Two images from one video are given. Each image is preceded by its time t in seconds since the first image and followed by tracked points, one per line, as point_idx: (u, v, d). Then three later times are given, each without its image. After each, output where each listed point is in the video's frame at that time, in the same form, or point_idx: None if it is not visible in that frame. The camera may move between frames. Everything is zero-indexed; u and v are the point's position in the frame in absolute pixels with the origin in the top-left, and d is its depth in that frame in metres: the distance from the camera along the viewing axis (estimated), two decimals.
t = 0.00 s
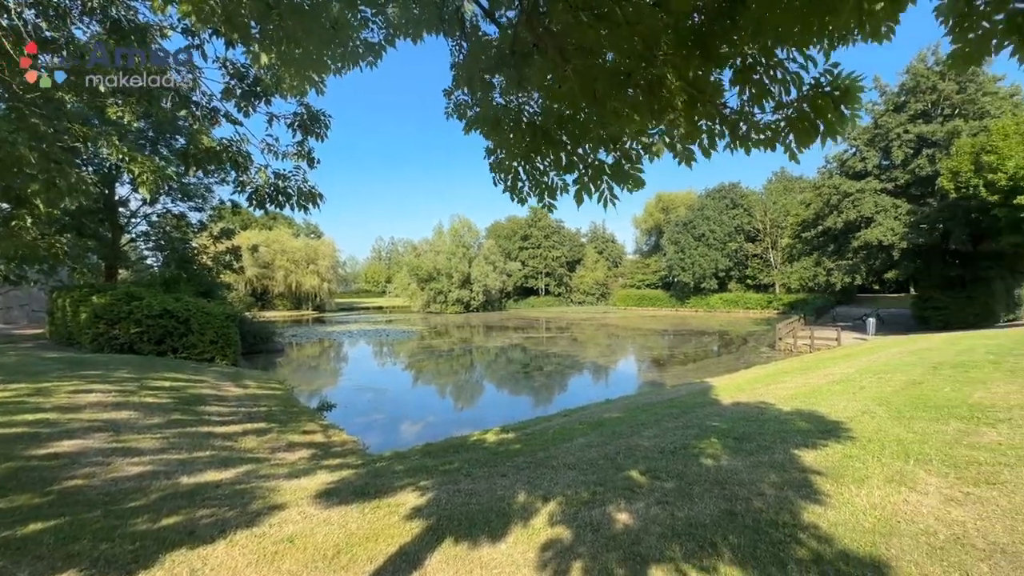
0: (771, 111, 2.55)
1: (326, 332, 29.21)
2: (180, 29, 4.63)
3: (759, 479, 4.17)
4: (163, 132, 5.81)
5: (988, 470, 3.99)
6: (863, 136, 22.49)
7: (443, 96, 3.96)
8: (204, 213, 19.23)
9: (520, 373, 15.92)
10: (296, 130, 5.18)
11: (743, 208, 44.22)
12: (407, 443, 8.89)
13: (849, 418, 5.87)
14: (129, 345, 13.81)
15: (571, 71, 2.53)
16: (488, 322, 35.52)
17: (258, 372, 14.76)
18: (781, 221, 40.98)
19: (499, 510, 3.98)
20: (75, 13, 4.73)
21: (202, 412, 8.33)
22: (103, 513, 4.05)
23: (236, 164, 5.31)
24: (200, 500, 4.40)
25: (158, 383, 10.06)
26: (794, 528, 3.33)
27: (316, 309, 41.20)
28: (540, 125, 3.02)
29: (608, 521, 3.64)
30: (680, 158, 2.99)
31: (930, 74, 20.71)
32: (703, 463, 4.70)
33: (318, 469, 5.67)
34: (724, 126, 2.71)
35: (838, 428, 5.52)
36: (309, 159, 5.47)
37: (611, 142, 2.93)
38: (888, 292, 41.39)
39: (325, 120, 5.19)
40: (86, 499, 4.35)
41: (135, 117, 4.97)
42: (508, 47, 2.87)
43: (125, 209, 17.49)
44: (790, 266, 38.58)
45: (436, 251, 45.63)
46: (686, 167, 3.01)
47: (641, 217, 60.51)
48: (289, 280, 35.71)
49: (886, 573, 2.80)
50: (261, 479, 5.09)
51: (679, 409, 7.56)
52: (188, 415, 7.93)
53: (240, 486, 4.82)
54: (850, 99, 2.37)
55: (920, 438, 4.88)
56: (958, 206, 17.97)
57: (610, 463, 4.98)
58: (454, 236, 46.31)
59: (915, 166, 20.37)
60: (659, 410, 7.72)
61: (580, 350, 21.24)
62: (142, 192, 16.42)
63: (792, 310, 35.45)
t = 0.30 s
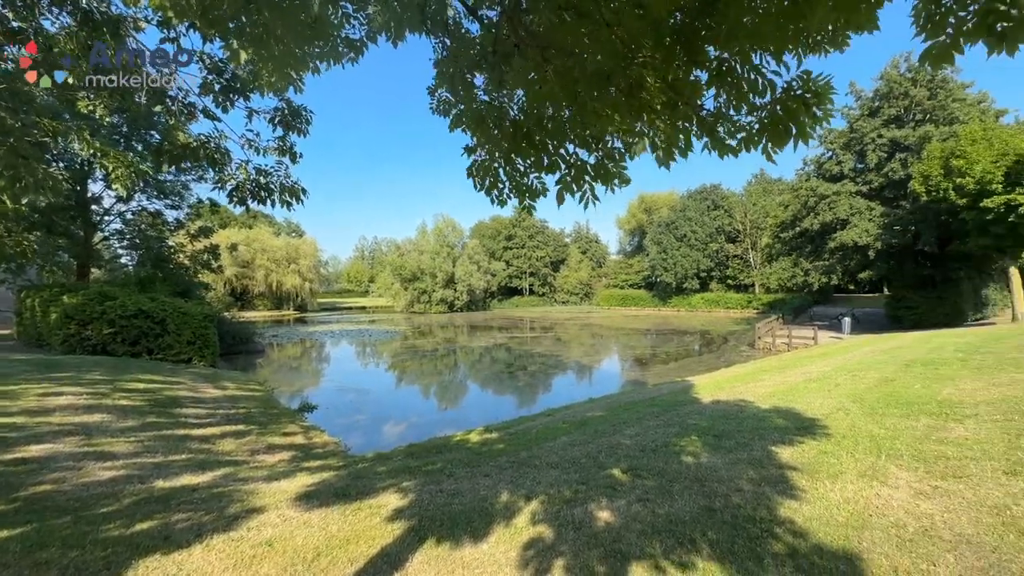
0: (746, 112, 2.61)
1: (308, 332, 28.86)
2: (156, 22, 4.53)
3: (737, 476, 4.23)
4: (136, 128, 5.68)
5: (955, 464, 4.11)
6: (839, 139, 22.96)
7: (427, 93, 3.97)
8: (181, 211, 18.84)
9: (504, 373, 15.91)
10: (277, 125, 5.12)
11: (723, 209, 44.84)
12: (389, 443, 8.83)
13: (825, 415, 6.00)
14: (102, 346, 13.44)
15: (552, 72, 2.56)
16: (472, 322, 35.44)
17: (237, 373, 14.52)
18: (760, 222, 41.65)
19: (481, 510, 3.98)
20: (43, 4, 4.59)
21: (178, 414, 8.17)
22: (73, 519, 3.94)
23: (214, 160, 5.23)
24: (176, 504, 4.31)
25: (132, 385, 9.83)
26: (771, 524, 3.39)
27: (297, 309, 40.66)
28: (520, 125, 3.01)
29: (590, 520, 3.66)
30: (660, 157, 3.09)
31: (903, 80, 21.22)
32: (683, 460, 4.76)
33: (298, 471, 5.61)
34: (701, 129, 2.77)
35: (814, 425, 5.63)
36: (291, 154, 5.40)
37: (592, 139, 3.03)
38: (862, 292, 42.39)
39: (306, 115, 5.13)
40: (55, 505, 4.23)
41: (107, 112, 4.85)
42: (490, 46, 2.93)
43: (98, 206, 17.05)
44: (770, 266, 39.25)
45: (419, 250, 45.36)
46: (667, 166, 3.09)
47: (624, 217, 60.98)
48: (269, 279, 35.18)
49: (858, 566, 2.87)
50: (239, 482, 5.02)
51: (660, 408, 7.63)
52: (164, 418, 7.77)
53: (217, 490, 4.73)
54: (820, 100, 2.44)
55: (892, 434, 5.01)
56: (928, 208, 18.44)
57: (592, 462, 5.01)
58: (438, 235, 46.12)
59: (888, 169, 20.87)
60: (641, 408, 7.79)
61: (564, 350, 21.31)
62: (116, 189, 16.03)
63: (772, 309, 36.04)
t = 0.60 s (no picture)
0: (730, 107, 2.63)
1: (292, 333, 28.54)
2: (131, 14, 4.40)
3: (719, 474, 4.29)
4: (111, 124, 5.54)
5: (929, 460, 4.21)
6: (819, 142, 23.33)
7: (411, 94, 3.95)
8: (160, 210, 18.50)
9: (490, 373, 15.89)
10: (259, 120, 5.04)
11: (707, 210, 45.33)
12: (374, 445, 8.77)
13: (804, 413, 6.10)
14: (78, 348, 13.07)
15: (537, 71, 2.57)
16: (459, 322, 35.38)
17: (219, 375, 14.30)
18: (743, 223, 42.18)
19: (466, 510, 3.97)
20: None
21: (157, 417, 8.01)
22: (46, 524, 3.84)
23: (195, 156, 5.14)
24: (153, 508, 4.23)
25: (109, 387, 9.61)
26: (751, 520, 3.44)
27: (281, 309, 40.19)
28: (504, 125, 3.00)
29: (574, 518, 3.67)
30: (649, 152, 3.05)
31: (881, 85, 21.64)
32: (667, 459, 4.80)
33: (281, 473, 5.54)
34: (687, 127, 2.80)
35: (795, 423, 5.71)
36: (275, 149, 5.33)
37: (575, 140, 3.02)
38: (842, 292, 43.18)
39: (288, 108, 5.06)
40: (28, 510, 4.12)
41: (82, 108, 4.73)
42: (474, 46, 2.93)
43: (74, 204, 16.64)
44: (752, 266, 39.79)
45: (405, 249, 45.13)
46: (654, 160, 3.06)
47: (610, 218, 61.33)
48: (252, 279, 34.71)
49: (835, 560, 2.93)
50: (219, 485, 4.94)
51: (645, 407, 7.69)
52: (142, 421, 7.62)
53: (196, 493, 4.66)
54: (804, 93, 2.47)
55: (868, 431, 5.11)
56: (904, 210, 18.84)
57: (577, 461, 5.03)
58: (424, 235, 45.95)
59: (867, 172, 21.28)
60: (626, 407, 7.84)
61: (550, 350, 21.36)
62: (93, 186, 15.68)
63: (754, 309, 36.53)
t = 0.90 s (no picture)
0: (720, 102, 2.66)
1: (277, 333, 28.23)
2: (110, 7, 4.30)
3: (704, 472, 4.32)
4: (90, 119, 5.42)
5: (906, 456, 4.29)
6: (802, 144, 23.63)
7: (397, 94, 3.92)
8: (140, 208, 18.15)
9: (478, 373, 15.84)
10: (243, 115, 4.97)
11: (693, 211, 45.72)
12: (359, 446, 8.70)
13: (787, 411, 6.18)
14: (54, 349, 12.79)
15: (523, 69, 2.57)
16: (446, 322, 35.28)
17: (201, 376, 14.08)
18: (728, 224, 42.61)
19: (452, 511, 3.96)
20: None
21: (136, 419, 7.86)
22: (19, 530, 3.75)
23: (178, 152, 5.05)
24: (131, 512, 4.15)
25: (86, 389, 9.41)
26: (734, 517, 3.48)
27: (266, 309, 39.72)
28: (493, 122, 2.96)
29: (560, 518, 3.68)
30: (635, 153, 3.06)
31: (862, 88, 21.99)
32: (652, 457, 4.83)
33: (264, 475, 5.48)
34: (677, 123, 2.82)
35: (777, 420, 5.79)
36: (260, 145, 5.27)
37: (565, 138, 3.00)
38: (825, 292, 43.85)
39: (273, 103, 5.00)
40: (1, 516, 4.03)
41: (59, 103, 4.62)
42: (460, 45, 2.88)
43: (50, 202, 16.26)
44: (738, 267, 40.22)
45: (392, 249, 44.88)
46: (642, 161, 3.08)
47: (597, 218, 61.60)
48: (236, 278, 34.26)
49: (814, 555, 2.97)
50: (200, 488, 4.87)
51: (631, 406, 7.72)
52: (121, 423, 7.47)
53: (176, 497, 4.58)
54: (792, 88, 2.52)
55: (848, 428, 5.20)
56: (884, 211, 19.17)
57: (563, 460, 5.04)
58: (412, 234, 45.74)
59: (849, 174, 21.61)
60: (612, 407, 7.87)
61: (538, 349, 21.39)
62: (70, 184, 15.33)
63: (739, 309, 36.94)
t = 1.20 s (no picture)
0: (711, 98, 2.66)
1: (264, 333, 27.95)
2: None
3: (690, 470, 4.35)
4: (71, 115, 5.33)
5: (888, 453, 4.35)
6: (788, 146, 23.87)
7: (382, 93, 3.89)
8: (123, 206, 17.88)
9: (467, 373, 15.81)
10: (229, 111, 4.92)
11: (682, 212, 46.02)
12: (347, 447, 8.63)
13: (772, 409, 6.24)
14: (33, 349, 12.56)
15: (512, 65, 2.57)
16: (436, 322, 35.19)
17: (186, 377, 13.90)
18: (716, 225, 42.99)
19: (440, 511, 3.94)
20: None
21: (118, 421, 7.73)
22: None
23: (162, 148, 4.98)
24: (112, 516, 4.08)
25: (67, 391, 9.24)
26: (719, 515, 3.50)
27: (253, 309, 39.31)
28: (483, 119, 2.95)
29: (547, 517, 3.68)
30: (626, 148, 2.91)
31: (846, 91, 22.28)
32: (640, 456, 4.85)
33: (249, 477, 5.42)
34: (669, 118, 2.81)
35: (763, 419, 5.84)
36: (246, 142, 5.21)
37: (556, 133, 2.88)
38: (811, 292, 44.40)
39: (260, 99, 4.95)
40: None
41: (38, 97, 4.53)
42: (450, 43, 2.86)
43: (30, 199, 15.96)
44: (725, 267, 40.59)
45: (381, 249, 44.65)
46: (630, 156, 2.92)
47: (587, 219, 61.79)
48: (222, 278, 33.88)
49: (798, 551, 3.00)
50: (184, 490, 4.80)
51: (619, 405, 7.75)
52: (103, 425, 7.35)
53: (158, 499, 4.51)
54: (784, 83, 2.53)
55: (832, 425, 5.26)
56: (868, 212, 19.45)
57: (551, 460, 5.04)
58: (401, 234, 45.54)
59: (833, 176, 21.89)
60: (601, 406, 7.89)
61: (528, 349, 21.41)
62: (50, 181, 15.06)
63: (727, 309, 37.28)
